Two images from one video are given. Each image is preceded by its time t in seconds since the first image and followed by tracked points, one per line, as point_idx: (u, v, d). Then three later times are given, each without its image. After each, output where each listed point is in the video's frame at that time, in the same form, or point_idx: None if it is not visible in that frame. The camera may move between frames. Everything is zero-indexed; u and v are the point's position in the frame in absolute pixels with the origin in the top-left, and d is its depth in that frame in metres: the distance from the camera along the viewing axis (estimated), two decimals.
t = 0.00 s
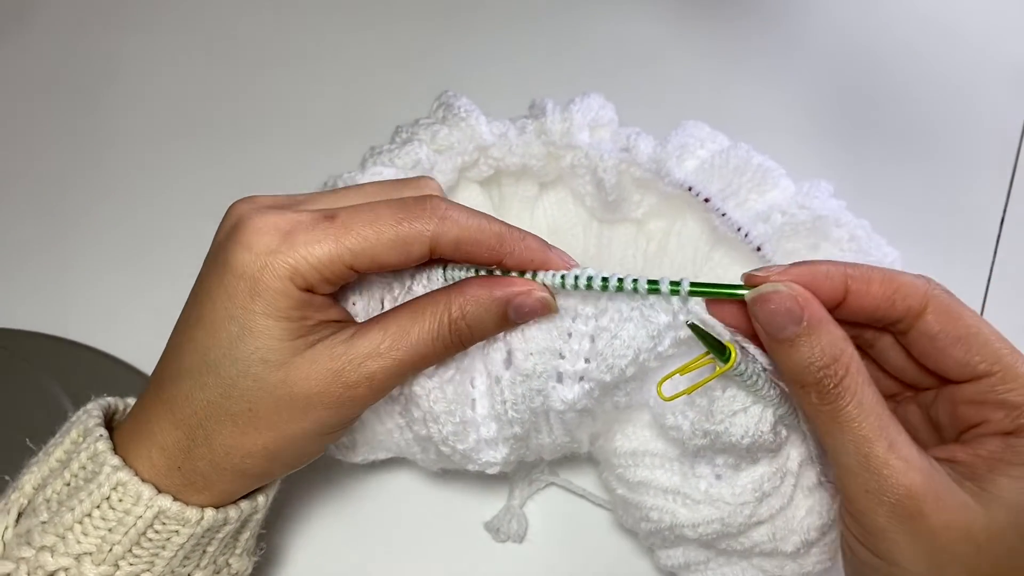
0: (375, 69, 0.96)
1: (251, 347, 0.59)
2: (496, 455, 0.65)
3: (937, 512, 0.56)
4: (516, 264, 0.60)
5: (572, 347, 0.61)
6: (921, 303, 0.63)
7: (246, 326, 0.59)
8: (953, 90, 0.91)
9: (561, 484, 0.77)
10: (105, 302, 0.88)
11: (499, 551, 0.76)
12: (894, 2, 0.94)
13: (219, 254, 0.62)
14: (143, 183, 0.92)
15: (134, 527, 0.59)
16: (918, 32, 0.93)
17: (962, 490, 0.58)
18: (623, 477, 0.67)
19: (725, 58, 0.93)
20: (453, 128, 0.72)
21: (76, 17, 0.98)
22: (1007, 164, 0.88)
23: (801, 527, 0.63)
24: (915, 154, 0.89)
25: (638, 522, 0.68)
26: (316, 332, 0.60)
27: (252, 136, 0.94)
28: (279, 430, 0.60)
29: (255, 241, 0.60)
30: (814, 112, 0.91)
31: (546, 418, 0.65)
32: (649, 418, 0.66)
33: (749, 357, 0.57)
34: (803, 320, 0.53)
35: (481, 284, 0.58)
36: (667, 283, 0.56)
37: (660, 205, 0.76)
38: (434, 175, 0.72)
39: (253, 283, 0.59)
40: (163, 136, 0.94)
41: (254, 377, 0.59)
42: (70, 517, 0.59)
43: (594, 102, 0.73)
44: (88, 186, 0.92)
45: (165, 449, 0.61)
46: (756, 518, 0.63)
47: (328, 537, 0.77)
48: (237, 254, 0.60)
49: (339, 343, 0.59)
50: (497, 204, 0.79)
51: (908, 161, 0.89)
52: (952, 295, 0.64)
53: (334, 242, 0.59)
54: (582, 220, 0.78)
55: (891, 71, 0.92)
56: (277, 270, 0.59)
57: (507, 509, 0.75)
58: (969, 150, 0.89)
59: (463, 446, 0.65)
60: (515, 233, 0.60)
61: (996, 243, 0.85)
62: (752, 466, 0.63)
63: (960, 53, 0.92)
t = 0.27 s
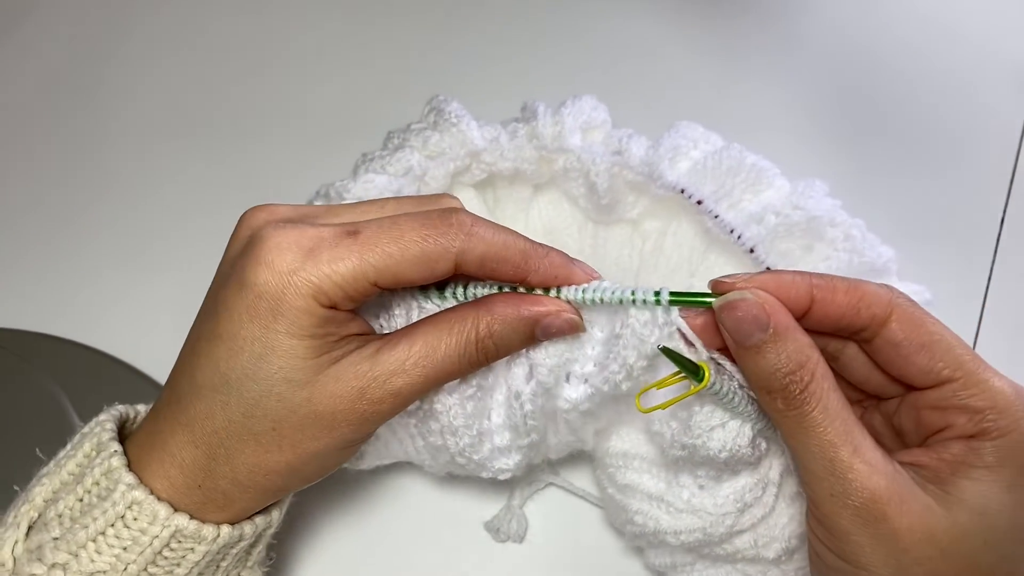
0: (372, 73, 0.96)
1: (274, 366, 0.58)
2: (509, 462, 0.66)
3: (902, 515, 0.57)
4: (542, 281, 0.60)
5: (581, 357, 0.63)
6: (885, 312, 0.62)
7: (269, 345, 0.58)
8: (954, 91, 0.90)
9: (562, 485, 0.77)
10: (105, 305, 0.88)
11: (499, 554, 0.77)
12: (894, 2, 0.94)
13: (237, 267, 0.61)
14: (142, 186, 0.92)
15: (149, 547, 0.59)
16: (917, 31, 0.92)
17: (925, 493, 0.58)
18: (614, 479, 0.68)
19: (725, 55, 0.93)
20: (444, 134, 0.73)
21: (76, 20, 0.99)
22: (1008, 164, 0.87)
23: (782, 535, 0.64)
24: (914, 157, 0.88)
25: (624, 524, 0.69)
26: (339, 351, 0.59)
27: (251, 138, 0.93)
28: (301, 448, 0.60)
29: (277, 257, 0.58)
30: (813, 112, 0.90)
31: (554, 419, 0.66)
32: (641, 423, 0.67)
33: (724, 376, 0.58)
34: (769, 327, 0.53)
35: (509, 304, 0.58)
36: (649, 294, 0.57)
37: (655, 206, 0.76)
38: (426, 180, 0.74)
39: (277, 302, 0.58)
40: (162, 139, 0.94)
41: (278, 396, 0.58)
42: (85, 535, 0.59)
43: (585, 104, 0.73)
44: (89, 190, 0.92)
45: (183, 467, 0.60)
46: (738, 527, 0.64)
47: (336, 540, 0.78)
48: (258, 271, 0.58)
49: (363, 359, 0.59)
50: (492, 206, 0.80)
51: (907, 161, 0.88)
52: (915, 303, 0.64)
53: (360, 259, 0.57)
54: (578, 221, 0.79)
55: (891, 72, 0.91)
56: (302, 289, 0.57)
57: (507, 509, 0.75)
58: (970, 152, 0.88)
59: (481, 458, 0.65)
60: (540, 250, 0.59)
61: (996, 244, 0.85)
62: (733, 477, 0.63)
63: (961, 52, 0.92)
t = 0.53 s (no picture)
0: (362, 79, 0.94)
1: (306, 424, 0.55)
2: (500, 467, 0.68)
3: (890, 513, 0.58)
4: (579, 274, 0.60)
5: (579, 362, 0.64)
6: (869, 318, 0.63)
7: (300, 400, 0.55)
8: (955, 91, 0.88)
9: (561, 486, 0.77)
10: (101, 313, 0.88)
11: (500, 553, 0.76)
12: None
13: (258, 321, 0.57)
14: (136, 192, 0.92)
15: None
16: (918, 30, 0.90)
17: (912, 490, 0.59)
18: (608, 484, 0.69)
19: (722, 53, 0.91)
20: (435, 137, 0.74)
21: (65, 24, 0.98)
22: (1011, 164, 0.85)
23: (777, 537, 0.66)
24: (915, 162, 0.86)
25: (620, 530, 0.69)
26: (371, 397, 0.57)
27: (242, 143, 0.93)
28: (332, 494, 0.59)
29: (305, 310, 0.55)
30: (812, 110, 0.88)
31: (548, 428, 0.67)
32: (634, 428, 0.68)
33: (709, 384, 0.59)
34: (750, 331, 0.55)
35: (538, 330, 0.59)
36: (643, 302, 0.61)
37: (646, 208, 0.75)
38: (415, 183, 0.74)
39: (309, 358, 0.55)
40: (155, 144, 0.93)
41: (309, 451, 0.56)
42: None
43: (576, 107, 0.74)
44: (82, 196, 0.92)
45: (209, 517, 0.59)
46: (732, 531, 0.65)
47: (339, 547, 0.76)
48: (285, 325, 0.55)
49: (396, 405, 0.57)
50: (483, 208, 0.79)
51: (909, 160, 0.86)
52: (899, 306, 0.64)
53: (396, 302, 0.55)
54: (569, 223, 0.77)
55: (891, 72, 0.89)
56: (337, 343, 0.54)
57: (507, 510, 0.75)
58: (972, 155, 0.86)
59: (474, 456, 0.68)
60: (573, 252, 0.60)
61: (997, 244, 0.83)
62: (726, 481, 0.65)
63: (962, 51, 0.89)
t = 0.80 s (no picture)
0: (351, 84, 0.91)
1: (331, 447, 0.53)
2: (490, 486, 0.68)
3: (875, 520, 0.58)
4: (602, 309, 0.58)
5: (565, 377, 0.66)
6: (848, 316, 0.63)
7: (325, 423, 0.52)
8: (957, 90, 0.88)
9: (555, 488, 0.76)
10: (91, 327, 0.85)
11: (501, 556, 0.75)
12: None
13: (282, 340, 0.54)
14: (124, 202, 0.89)
15: None
16: (920, 28, 0.89)
17: (897, 493, 0.60)
18: (599, 491, 0.68)
19: (722, 50, 0.90)
20: (414, 149, 0.73)
21: (50, 28, 0.95)
22: (1011, 165, 0.85)
23: (766, 540, 0.66)
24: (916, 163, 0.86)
25: (612, 536, 0.69)
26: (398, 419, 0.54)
27: (226, 148, 0.89)
28: (356, 527, 0.55)
29: (330, 328, 0.52)
30: (814, 108, 0.88)
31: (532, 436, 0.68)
32: (620, 435, 0.68)
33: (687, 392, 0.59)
34: (732, 346, 0.53)
35: (566, 352, 0.57)
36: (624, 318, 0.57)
37: (631, 211, 0.75)
38: (396, 197, 0.73)
39: (334, 379, 0.52)
40: (143, 151, 0.90)
41: (333, 477, 0.53)
42: None
43: (556, 112, 0.72)
44: (73, 206, 0.89)
45: (221, 553, 0.55)
46: (721, 535, 0.65)
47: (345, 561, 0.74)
48: (309, 345, 0.52)
49: (424, 429, 0.54)
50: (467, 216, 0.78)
51: (908, 162, 0.86)
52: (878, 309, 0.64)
53: (421, 320, 0.53)
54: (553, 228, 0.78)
55: (891, 70, 0.89)
56: (362, 363, 0.52)
57: (506, 514, 0.74)
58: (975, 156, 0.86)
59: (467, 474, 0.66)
60: (600, 278, 0.57)
61: (997, 245, 0.83)
62: (713, 487, 0.65)
63: (965, 48, 0.89)
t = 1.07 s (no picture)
0: (352, 83, 0.92)
1: (298, 404, 0.54)
2: (478, 472, 0.68)
3: (872, 564, 0.55)
4: (575, 281, 0.58)
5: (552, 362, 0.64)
6: (835, 310, 0.65)
7: (291, 379, 0.54)
8: (954, 92, 0.88)
9: (551, 482, 0.76)
10: (87, 323, 0.85)
11: (501, 557, 0.74)
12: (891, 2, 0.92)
13: (253, 299, 0.56)
14: (124, 199, 0.89)
15: None
16: (915, 34, 0.90)
17: (890, 530, 0.57)
18: (588, 473, 0.68)
19: (721, 52, 0.91)
20: (410, 140, 0.74)
21: (53, 28, 0.96)
22: (1010, 162, 0.85)
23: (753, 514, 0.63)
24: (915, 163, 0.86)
25: (601, 517, 0.69)
26: (365, 380, 0.55)
27: (227, 146, 0.90)
28: (329, 495, 0.55)
29: (295, 283, 0.54)
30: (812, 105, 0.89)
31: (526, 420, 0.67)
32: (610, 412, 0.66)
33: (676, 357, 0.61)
34: (681, 430, 0.58)
35: (538, 322, 0.56)
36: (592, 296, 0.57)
37: (625, 202, 0.76)
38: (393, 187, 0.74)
39: (298, 332, 0.54)
40: (144, 149, 0.91)
41: (302, 436, 0.54)
42: None
43: (550, 104, 0.73)
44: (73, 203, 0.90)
45: (196, 517, 0.56)
46: (709, 512, 0.64)
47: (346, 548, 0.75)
48: (276, 300, 0.54)
49: (394, 393, 0.54)
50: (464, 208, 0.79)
51: (907, 159, 0.87)
52: (864, 299, 0.65)
53: (382, 277, 0.54)
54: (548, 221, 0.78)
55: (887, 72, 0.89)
56: (324, 316, 0.54)
57: (506, 514, 0.73)
58: (974, 156, 0.86)
59: (452, 456, 0.66)
60: (569, 248, 0.57)
61: (998, 241, 0.83)
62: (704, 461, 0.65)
63: (960, 50, 0.90)
